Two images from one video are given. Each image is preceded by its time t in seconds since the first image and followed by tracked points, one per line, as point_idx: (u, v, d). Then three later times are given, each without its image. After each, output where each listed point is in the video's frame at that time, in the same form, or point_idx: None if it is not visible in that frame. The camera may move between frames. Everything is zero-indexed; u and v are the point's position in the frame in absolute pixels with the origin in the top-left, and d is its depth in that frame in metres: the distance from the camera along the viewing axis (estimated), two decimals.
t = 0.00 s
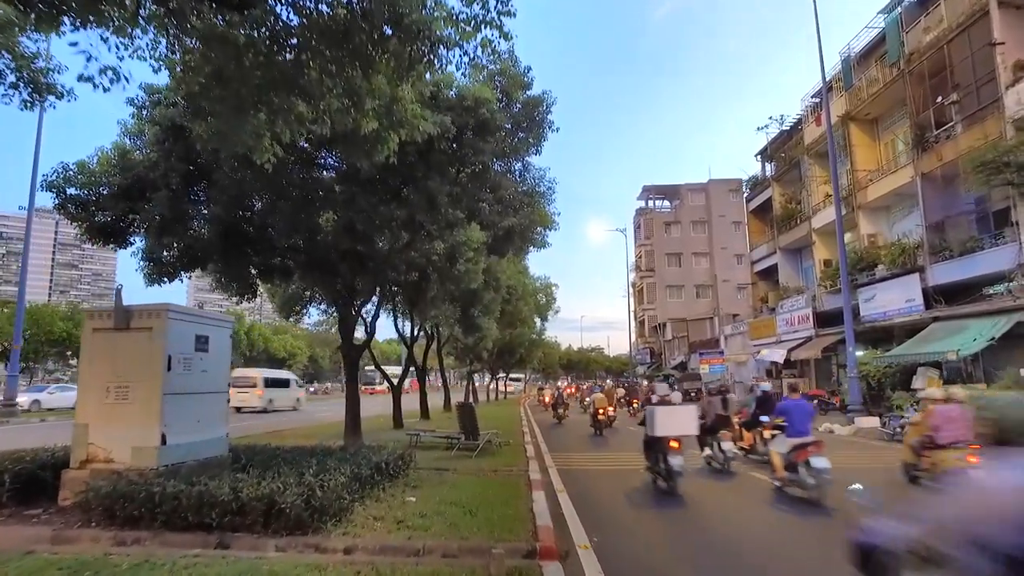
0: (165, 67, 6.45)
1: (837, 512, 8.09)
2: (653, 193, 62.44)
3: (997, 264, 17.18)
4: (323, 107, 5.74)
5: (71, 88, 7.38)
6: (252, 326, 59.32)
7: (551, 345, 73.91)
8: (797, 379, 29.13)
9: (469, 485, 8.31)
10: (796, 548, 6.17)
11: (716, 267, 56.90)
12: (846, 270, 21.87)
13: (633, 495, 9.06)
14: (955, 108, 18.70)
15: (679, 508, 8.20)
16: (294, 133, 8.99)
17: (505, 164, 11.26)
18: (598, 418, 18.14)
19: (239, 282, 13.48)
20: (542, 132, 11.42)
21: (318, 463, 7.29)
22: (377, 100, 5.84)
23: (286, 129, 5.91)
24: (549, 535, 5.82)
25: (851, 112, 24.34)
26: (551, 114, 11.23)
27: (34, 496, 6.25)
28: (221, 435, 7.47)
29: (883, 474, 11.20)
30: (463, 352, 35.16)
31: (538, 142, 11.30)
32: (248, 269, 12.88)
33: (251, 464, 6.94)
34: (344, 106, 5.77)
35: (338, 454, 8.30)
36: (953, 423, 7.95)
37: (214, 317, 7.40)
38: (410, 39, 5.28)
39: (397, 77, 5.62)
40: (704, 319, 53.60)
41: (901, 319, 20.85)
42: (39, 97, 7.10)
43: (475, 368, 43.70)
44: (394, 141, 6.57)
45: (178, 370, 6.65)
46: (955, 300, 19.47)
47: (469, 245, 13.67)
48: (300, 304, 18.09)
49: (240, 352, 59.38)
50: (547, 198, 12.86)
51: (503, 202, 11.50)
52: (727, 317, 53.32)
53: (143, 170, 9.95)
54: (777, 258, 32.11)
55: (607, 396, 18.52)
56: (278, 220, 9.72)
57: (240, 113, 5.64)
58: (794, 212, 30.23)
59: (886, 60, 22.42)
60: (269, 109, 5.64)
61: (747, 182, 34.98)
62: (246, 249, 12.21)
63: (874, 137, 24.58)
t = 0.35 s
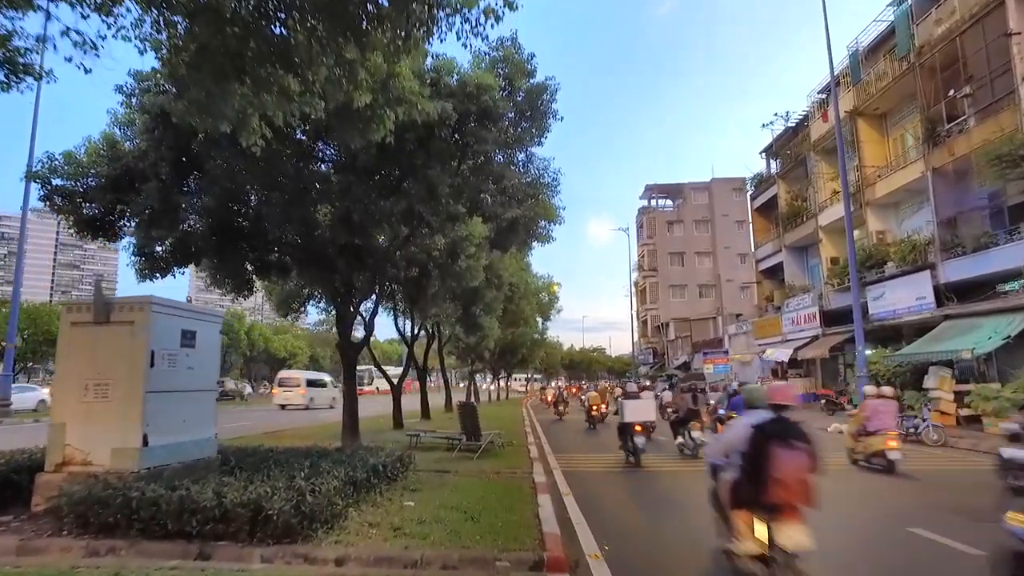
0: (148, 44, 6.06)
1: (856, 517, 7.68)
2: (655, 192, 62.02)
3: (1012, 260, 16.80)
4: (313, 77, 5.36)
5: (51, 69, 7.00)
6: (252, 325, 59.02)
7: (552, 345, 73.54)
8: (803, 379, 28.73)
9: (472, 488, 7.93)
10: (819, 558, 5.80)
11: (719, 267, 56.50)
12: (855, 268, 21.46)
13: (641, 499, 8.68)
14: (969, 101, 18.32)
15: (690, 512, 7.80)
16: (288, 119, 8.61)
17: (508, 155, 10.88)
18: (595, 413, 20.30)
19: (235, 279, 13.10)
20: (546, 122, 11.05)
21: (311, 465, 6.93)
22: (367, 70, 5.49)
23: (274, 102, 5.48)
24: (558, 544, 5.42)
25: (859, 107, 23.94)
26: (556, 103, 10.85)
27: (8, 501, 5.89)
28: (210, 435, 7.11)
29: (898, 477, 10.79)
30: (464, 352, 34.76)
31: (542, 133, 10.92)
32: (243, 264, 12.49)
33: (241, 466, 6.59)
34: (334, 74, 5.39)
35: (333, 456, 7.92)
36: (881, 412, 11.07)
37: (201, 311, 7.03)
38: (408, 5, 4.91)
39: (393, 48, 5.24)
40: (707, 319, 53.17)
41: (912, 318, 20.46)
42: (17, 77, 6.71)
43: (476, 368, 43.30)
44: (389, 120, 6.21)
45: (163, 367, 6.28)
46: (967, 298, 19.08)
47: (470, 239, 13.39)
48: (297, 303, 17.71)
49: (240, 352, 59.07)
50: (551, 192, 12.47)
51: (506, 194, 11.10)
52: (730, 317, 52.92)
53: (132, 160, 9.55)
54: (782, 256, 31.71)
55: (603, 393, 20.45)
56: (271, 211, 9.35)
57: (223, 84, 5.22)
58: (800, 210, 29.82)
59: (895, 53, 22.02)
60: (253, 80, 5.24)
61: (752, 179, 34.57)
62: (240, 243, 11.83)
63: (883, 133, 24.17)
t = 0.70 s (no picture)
0: (120, 24, 5.71)
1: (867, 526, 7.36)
2: (652, 191, 61.71)
3: (1016, 260, 16.54)
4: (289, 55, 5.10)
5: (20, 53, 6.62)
6: (246, 325, 58.63)
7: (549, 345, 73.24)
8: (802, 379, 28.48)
9: (465, 496, 7.58)
10: (833, 574, 5.45)
11: (716, 267, 56.25)
12: (856, 267, 21.19)
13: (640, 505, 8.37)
14: (972, 98, 18.05)
15: (693, 521, 7.46)
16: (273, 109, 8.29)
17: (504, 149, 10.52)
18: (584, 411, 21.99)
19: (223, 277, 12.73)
20: (543, 115, 10.68)
21: (295, 473, 6.56)
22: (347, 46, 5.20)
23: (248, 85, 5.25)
24: (554, 559, 5.09)
25: (859, 105, 23.68)
26: (553, 95, 10.49)
27: None
28: (188, 441, 6.82)
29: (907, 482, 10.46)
30: (460, 352, 34.42)
31: (538, 125, 10.56)
32: (232, 262, 12.13)
33: (220, 474, 6.28)
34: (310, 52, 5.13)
35: (319, 462, 7.56)
36: (831, 410, 12.49)
37: (179, 312, 6.69)
38: None
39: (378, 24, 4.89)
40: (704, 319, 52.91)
41: (913, 318, 20.19)
42: None
43: (472, 368, 42.98)
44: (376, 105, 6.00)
45: (137, 369, 5.94)
46: (969, 298, 18.83)
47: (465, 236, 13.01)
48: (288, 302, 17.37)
49: (234, 352, 58.67)
50: (549, 188, 12.11)
51: (502, 188, 10.73)
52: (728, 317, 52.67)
53: (112, 152, 9.17)
54: (781, 256, 31.43)
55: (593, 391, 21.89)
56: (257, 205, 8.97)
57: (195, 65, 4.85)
58: (799, 209, 29.54)
59: (897, 50, 21.73)
60: (223, 56, 4.94)
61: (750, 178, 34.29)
62: (228, 240, 11.46)
63: (883, 131, 23.90)
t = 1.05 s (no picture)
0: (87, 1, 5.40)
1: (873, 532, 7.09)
2: (650, 190, 61.46)
3: (1018, 259, 16.30)
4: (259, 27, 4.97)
5: None
6: (242, 325, 58.22)
7: (546, 344, 72.90)
8: (800, 379, 28.24)
9: (454, 500, 7.29)
10: None
11: (714, 266, 56.01)
12: (856, 266, 20.92)
13: (639, 510, 8.07)
14: (974, 94, 17.80)
15: (693, 530, 7.16)
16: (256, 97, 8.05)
17: (497, 142, 10.22)
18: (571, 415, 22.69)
19: (210, 274, 12.43)
20: (538, 107, 10.39)
21: (276, 478, 6.27)
22: (315, 15, 5.07)
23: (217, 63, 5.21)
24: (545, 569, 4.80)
25: (859, 101, 23.44)
26: (548, 87, 10.19)
27: None
28: (165, 443, 6.51)
29: (911, 485, 10.20)
30: (456, 351, 34.11)
31: (533, 117, 10.29)
32: (220, 258, 11.83)
33: (196, 478, 5.98)
34: (278, 24, 5.06)
35: (304, 465, 7.27)
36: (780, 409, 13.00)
37: (154, 307, 6.38)
38: None
39: None
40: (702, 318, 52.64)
41: (914, 317, 19.95)
42: None
43: (468, 368, 42.66)
44: (356, 84, 5.84)
45: (108, 368, 5.63)
46: (970, 297, 18.60)
47: (459, 232, 12.74)
48: (280, 300, 17.08)
49: (229, 352, 58.22)
50: (544, 182, 11.83)
51: (495, 183, 10.45)
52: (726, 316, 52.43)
53: (91, 144, 8.86)
54: (780, 254, 31.20)
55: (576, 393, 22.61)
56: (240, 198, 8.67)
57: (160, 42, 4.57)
58: (798, 207, 29.30)
59: (897, 46, 21.48)
60: (189, 33, 4.96)
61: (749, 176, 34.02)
62: (214, 235, 11.17)
63: (883, 128, 23.68)
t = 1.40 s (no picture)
0: None
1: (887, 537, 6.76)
2: (650, 189, 61.21)
3: None
4: None
5: None
6: (240, 325, 57.88)
7: (545, 344, 72.56)
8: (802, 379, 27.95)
9: (449, 503, 7.01)
10: None
11: (715, 266, 55.75)
12: (859, 264, 20.62)
13: (642, 513, 7.77)
14: (980, 89, 17.56)
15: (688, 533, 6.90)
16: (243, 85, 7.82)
17: (494, 135, 9.96)
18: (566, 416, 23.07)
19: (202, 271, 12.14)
20: (537, 99, 10.12)
21: (262, 480, 6.00)
22: None
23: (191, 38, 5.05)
24: None
25: (861, 98, 23.19)
26: (547, 79, 9.94)
27: None
28: (147, 443, 6.22)
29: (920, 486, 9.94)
30: (454, 351, 33.80)
31: (531, 110, 10.00)
32: (211, 254, 11.55)
33: (177, 481, 5.69)
34: None
35: (293, 466, 6.97)
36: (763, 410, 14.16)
37: (135, 302, 6.11)
38: None
39: None
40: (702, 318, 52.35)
41: (918, 315, 19.70)
42: None
43: (467, 368, 42.35)
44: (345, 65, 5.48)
45: (85, 365, 5.40)
46: (976, 295, 18.32)
47: (456, 229, 12.48)
48: (275, 299, 16.80)
49: (227, 352, 57.87)
50: (542, 177, 11.56)
51: (493, 177, 10.19)
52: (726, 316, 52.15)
53: (75, 135, 8.58)
54: (781, 253, 30.94)
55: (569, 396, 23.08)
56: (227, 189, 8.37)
57: None
58: (799, 205, 29.03)
59: (900, 42, 21.25)
60: None
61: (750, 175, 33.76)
62: (205, 231, 10.91)
63: (885, 126, 23.43)
